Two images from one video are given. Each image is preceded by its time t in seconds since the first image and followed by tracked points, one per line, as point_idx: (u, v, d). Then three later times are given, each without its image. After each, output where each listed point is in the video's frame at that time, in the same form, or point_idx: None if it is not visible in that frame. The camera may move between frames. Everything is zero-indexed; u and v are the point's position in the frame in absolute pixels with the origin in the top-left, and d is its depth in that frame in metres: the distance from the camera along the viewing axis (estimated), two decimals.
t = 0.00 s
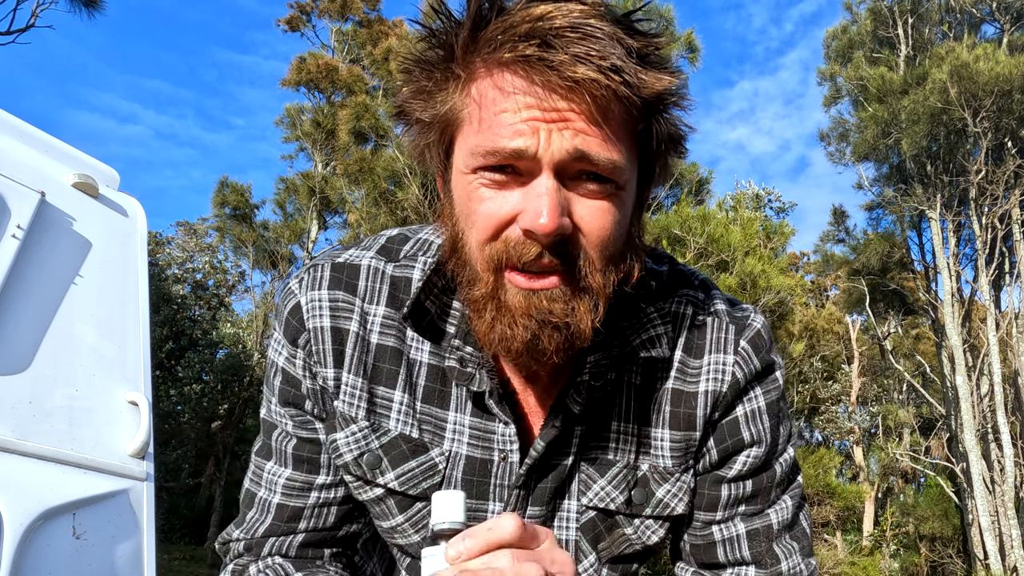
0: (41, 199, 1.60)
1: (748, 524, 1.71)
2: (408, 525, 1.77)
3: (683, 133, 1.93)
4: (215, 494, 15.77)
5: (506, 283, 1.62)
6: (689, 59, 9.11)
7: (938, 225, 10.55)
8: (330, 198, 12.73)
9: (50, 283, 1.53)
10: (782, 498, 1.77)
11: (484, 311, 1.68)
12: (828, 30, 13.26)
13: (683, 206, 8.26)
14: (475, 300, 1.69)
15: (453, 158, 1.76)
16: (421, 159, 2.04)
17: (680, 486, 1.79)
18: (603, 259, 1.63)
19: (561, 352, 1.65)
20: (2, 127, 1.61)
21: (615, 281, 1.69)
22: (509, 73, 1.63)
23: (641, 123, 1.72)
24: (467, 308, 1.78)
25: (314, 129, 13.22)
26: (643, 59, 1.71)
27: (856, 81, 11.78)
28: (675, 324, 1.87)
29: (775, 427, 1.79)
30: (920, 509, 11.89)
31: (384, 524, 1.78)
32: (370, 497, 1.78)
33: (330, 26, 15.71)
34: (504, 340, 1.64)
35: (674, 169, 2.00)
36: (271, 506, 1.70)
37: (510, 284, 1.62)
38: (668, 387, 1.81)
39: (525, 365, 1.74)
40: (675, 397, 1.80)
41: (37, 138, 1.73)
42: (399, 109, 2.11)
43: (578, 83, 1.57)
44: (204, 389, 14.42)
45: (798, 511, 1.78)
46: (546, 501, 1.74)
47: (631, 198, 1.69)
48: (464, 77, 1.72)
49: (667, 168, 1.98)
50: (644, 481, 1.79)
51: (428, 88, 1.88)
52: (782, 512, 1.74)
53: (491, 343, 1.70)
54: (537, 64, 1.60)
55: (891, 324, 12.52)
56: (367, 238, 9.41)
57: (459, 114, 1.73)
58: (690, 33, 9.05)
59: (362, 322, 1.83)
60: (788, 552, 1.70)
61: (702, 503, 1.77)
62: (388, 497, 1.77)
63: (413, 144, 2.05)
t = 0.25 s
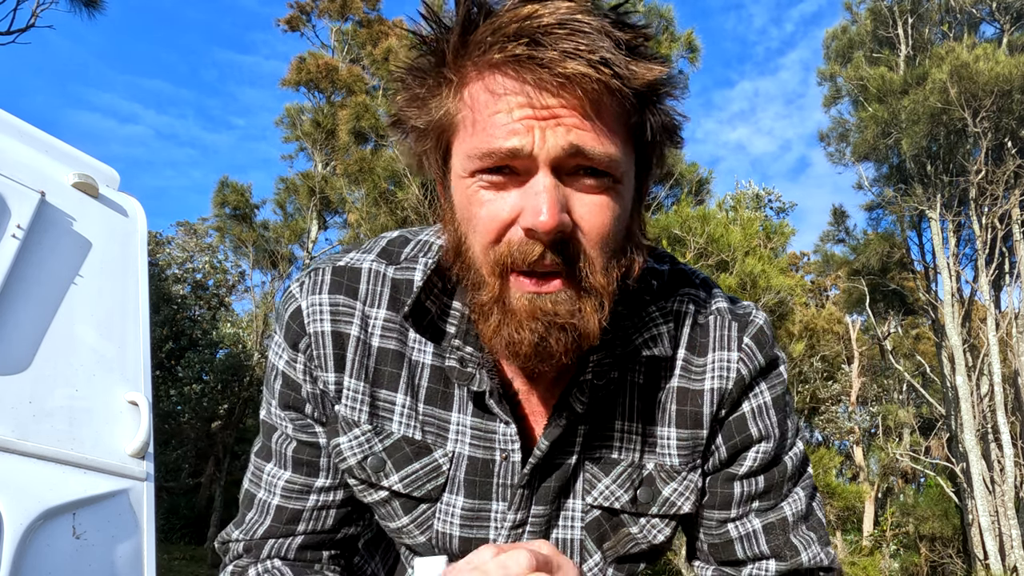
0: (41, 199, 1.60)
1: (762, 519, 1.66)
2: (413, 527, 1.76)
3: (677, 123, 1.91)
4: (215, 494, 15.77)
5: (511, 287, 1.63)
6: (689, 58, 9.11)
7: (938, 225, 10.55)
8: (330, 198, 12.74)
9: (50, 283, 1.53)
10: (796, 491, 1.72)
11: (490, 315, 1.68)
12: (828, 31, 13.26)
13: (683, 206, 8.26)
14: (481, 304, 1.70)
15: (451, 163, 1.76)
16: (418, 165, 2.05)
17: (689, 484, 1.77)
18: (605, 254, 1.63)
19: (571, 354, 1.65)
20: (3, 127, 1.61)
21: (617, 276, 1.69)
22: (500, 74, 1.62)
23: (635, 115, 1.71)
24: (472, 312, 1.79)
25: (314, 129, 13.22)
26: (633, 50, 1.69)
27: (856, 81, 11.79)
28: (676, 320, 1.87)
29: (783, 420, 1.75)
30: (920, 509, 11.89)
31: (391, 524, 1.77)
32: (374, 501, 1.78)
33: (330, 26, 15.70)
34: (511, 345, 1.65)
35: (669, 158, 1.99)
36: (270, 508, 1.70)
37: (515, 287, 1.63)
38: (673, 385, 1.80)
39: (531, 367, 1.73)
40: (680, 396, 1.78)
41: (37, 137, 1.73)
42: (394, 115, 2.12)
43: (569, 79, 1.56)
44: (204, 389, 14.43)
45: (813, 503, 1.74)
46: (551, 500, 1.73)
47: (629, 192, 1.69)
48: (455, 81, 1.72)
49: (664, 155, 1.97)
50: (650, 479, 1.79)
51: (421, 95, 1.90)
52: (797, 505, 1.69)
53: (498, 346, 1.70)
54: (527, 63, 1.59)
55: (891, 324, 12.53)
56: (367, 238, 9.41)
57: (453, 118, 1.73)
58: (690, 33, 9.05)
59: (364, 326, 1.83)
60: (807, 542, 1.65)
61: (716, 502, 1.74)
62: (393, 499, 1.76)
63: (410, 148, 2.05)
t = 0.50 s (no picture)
0: (41, 199, 1.60)
1: (778, 498, 1.62)
2: (418, 529, 1.76)
3: (656, 107, 1.91)
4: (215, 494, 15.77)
5: (512, 291, 1.64)
6: (689, 58, 9.11)
7: (938, 225, 10.55)
8: (330, 198, 12.74)
9: (50, 283, 1.53)
10: (810, 472, 1.68)
11: (496, 319, 1.69)
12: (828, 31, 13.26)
13: (683, 206, 8.26)
14: (484, 309, 1.70)
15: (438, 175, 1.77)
16: (407, 182, 2.07)
17: (693, 479, 1.76)
18: (603, 241, 1.62)
19: (582, 346, 1.64)
20: (2, 127, 1.61)
21: (616, 264, 1.68)
22: (471, 83, 1.64)
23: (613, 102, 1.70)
24: (474, 316, 1.80)
25: (314, 129, 13.22)
26: (598, 37, 1.70)
27: (856, 81, 11.79)
28: (672, 313, 1.86)
29: (787, 403, 1.73)
30: (920, 509, 11.88)
31: (398, 526, 1.78)
32: (376, 504, 1.78)
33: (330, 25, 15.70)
34: (520, 348, 1.65)
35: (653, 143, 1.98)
36: (271, 511, 1.70)
37: (516, 290, 1.64)
38: (674, 379, 1.81)
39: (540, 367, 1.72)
40: (682, 388, 1.79)
41: (37, 137, 1.73)
42: (379, 137, 2.16)
43: (538, 75, 1.56)
44: (204, 389, 14.43)
45: (829, 483, 1.69)
46: (555, 499, 1.73)
47: (619, 178, 1.67)
48: (431, 95, 1.74)
49: (648, 139, 1.95)
50: (654, 476, 1.78)
51: (398, 111, 1.94)
52: (813, 483, 1.64)
53: (507, 350, 1.71)
54: (494, 67, 1.61)
55: (891, 324, 12.53)
56: (367, 238, 9.41)
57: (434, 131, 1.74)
58: (690, 33, 9.04)
59: (364, 331, 1.83)
60: (828, 520, 1.59)
61: (728, 489, 1.70)
62: (398, 502, 1.76)
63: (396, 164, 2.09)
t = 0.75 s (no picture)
0: (41, 199, 1.60)
1: (779, 478, 1.60)
2: (417, 526, 1.77)
3: (655, 108, 1.91)
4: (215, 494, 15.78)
5: (508, 285, 1.64)
6: (689, 58, 9.11)
7: (938, 225, 10.55)
8: (330, 198, 12.74)
9: (50, 283, 1.53)
10: (813, 447, 1.65)
11: (490, 314, 1.69)
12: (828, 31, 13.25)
13: (683, 206, 8.26)
14: (479, 304, 1.71)
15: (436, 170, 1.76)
16: (404, 176, 2.07)
17: (691, 470, 1.77)
18: (601, 242, 1.62)
19: (575, 341, 1.65)
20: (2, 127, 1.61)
21: (612, 263, 1.68)
22: (473, 79, 1.63)
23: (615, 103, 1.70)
24: (469, 312, 1.80)
25: (314, 129, 13.22)
26: (601, 40, 1.70)
27: (856, 81, 11.78)
28: (669, 311, 1.86)
29: (782, 381, 1.71)
30: (920, 509, 11.87)
31: (397, 523, 1.78)
32: (376, 504, 1.78)
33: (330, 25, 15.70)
34: (514, 342, 1.65)
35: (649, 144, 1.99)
36: (270, 510, 1.70)
37: (512, 284, 1.64)
38: (667, 371, 1.81)
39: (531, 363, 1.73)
40: (675, 379, 1.79)
41: (37, 137, 1.73)
42: (377, 135, 2.15)
43: (541, 76, 1.56)
44: (204, 389, 14.44)
45: (835, 456, 1.65)
46: (552, 494, 1.74)
47: (617, 179, 1.67)
48: (431, 91, 1.73)
49: (645, 141, 1.95)
50: (652, 469, 1.78)
51: (395, 107, 1.94)
52: (815, 458, 1.61)
53: (501, 345, 1.71)
54: (499, 65, 1.60)
55: (891, 324, 12.52)
56: (367, 238, 9.40)
57: (433, 127, 1.74)
58: (690, 33, 9.04)
59: (360, 330, 1.83)
60: (834, 492, 1.56)
61: (730, 475, 1.69)
62: (396, 500, 1.76)
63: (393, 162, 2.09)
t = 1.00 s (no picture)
0: (41, 199, 1.60)
1: (774, 483, 1.60)
2: (416, 529, 1.75)
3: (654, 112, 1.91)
4: (216, 494, 15.77)
5: (504, 286, 1.64)
6: (689, 59, 9.11)
7: (938, 225, 10.55)
8: (330, 198, 12.74)
9: (50, 283, 1.53)
10: (810, 454, 1.65)
11: (486, 315, 1.69)
12: (828, 32, 13.25)
13: (683, 206, 8.26)
14: (475, 305, 1.71)
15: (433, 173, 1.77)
16: (400, 176, 2.07)
17: (690, 472, 1.76)
18: (598, 244, 1.62)
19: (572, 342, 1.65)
20: (3, 127, 1.61)
21: (610, 264, 1.68)
22: (470, 83, 1.63)
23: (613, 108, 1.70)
24: (466, 314, 1.80)
25: (314, 129, 13.22)
26: (599, 42, 1.70)
27: (856, 81, 11.78)
28: (667, 314, 1.86)
29: (779, 387, 1.71)
30: (920, 509, 11.88)
31: (395, 528, 1.76)
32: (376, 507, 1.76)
33: (330, 25, 15.70)
34: (509, 343, 1.65)
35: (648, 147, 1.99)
36: (279, 515, 1.69)
37: (507, 285, 1.63)
38: (666, 374, 1.81)
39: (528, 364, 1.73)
40: (674, 382, 1.80)
41: (37, 137, 1.73)
42: (374, 135, 2.16)
43: (538, 79, 1.56)
44: (204, 389, 14.44)
45: (830, 462, 1.66)
46: (553, 497, 1.74)
47: (613, 183, 1.68)
48: (429, 93, 1.73)
49: (643, 146, 1.95)
50: (651, 472, 1.78)
51: (393, 107, 1.93)
52: (811, 464, 1.61)
53: (497, 346, 1.71)
54: (496, 68, 1.60)
55: (891, 324, 12.52)
56: (367, 238, 9.40)
57: (430, 130, 1.74)
58: (690, 33, 9.04)
59: (361, 332, 1.83)
60: (828, 499, 1.56)
61: (726, 479, 1.68)
62: (397, 503, 1.75)
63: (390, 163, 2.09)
